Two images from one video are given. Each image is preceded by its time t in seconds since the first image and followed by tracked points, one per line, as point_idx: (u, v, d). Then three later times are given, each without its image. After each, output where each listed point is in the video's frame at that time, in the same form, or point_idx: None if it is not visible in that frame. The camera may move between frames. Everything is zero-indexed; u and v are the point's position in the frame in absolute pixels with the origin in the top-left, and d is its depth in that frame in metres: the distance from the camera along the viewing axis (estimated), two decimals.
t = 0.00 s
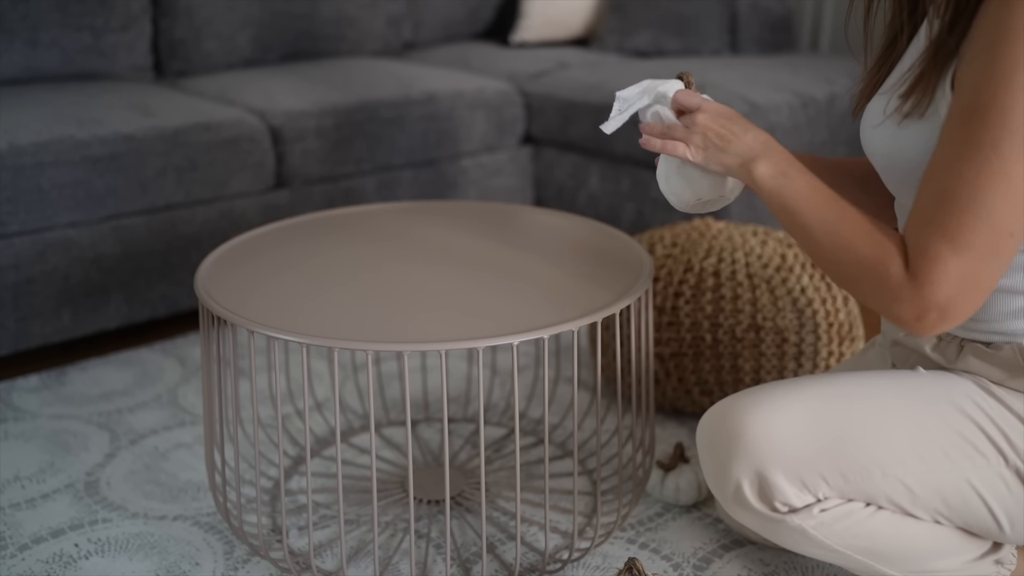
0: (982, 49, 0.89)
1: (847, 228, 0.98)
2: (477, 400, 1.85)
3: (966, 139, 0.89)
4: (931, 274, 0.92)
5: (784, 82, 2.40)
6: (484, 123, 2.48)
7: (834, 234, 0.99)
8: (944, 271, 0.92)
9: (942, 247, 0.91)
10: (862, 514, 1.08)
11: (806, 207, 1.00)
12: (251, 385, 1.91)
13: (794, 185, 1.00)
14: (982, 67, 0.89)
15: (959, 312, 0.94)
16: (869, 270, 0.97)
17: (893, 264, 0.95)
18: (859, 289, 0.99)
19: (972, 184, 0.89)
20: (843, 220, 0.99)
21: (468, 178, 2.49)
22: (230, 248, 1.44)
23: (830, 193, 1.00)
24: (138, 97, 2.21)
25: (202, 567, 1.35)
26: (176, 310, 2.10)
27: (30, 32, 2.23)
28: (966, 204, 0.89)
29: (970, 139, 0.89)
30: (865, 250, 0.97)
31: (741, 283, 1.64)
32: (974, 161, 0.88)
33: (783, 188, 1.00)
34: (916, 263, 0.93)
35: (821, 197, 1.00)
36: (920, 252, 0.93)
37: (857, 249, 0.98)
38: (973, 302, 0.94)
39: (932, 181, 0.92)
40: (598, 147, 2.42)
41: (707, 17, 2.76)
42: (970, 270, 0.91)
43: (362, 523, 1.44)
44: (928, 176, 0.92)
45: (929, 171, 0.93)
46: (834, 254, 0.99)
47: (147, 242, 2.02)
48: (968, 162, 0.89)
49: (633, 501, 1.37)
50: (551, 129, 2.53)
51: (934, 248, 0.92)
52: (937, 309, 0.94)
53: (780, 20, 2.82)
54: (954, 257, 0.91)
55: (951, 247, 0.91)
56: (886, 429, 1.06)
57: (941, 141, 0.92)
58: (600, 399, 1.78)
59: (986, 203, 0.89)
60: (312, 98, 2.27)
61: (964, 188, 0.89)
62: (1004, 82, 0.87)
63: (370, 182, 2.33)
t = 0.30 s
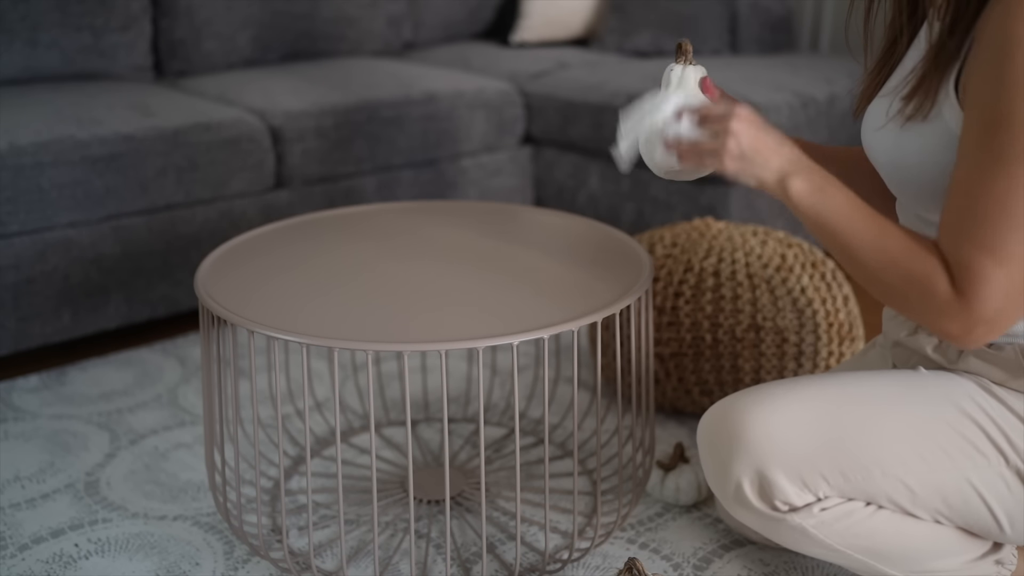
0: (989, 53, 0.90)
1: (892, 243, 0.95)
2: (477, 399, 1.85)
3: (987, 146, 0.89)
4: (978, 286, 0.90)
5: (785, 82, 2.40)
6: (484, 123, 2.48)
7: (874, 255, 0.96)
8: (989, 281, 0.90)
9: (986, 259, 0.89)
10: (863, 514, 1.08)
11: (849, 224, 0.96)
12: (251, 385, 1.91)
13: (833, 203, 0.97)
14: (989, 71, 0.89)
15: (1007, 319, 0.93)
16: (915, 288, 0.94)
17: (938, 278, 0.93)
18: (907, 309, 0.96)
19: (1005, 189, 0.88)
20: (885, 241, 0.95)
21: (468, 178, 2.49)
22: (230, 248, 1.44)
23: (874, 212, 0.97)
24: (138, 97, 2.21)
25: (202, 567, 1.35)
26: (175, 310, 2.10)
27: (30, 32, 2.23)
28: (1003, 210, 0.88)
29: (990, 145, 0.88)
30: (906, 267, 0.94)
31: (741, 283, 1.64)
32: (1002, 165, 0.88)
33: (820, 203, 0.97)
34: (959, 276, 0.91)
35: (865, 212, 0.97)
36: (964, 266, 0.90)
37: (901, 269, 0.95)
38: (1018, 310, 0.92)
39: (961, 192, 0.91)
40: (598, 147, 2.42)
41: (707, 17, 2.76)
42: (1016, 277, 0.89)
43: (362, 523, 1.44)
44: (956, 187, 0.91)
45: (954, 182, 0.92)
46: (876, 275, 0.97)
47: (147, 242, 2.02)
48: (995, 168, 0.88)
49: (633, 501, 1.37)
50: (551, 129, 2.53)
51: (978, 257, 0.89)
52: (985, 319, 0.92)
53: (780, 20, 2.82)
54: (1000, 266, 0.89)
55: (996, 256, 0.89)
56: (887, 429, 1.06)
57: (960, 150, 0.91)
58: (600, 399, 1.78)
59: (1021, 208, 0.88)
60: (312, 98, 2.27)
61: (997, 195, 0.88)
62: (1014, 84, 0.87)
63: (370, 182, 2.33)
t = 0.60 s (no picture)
0: (988, 50, 0.89)
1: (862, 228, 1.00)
2: (477, 399, 1.85)
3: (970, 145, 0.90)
4: (936, 277, 0.94)
5: (784, 82, 2.40)
6: (484, 123, 2.48)
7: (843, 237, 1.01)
8: (947, 273, 0.93)
9: (947, 252, 0.93)
10: (863, 513, 1.08)
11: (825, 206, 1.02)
12: (251, 385, 1.91)
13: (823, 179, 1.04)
14: (987, 70, 0.89)
15: (967, 313, 0.96)
16: (879, 271, 0.99)
17: (899, 264, 0.97)
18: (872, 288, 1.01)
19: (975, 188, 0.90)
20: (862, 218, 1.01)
21: (468, 178, 2.49)
22: (230, 248, 1.44)
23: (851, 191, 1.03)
24: (138, 97, 2.21)
25: (202, 567, 1.35)
26: (175, 310, 2.10)
27: (30, 32, 2.23)
28: (968, 208, 0.91)
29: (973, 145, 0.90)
30: (872, 249, 0.99)
31: (741, 283, 1.64)
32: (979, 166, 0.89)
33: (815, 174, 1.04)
34: (922, 265, 0.95)
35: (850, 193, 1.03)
36: (926, 255, 0.95)
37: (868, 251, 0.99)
38: (980, 304, 0.96)
39: (937, 185, 0.93)
40: (598, 147, 2.42)
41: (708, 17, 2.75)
42: (975, 273, 0.93)
43: (362, 523, 1.44)
44: (934, 179, 0.94)
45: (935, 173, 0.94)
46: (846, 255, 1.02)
47: (147, 242, 2.02)
48: (971, 167, 0.90)
49: (633, 501, 1.37)
50: (551, 129, 2.53)
51: (937, 251, 0.93)
52: (941, 309, 0.96)
53: (780, 20, 2.82)
54: (958, 260, 0.93)
55: (955, 251, 0.92)
56: (886, 429, 1.06)
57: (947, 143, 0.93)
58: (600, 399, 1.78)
59: (990, 208, 0.90)
60: (312, 98, 2.27)
61: (967, 193, 0.90)
62: (1010, 86, 0.87)
63: (370, 182, 2.33)
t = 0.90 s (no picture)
0: (990, 55, 0.90)
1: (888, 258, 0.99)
2: (477, 399, 1.85)
3: (979, 152, 0.90)
4: (965, 290, 0.93)
5: (784, 82, 2.40)
6: (484, 123, 2.48)
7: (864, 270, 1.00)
8: (976, 284, 0.93)
9: (975, 263, 0.92)
10: (864, 514, 1.08)
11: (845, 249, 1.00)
12: (251, 385, 1.91)
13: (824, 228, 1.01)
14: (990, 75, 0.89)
15: (997, 320, 0.96)
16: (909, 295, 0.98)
17: (926, 283, 0.96)
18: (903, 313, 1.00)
19: (989, 197, 0.90)
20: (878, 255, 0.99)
21: (468, 178, 2.49)
22: (230, 248, 1.44)
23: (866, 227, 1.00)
24: (138, 97, 2.21)
25: (202, 567, 1.35)
26: (176, 310, 2.10)
27: (30, 32, 2.23)
28: (987, 215, 0.90)
29: (984, 151, 0.90)
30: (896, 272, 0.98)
31: (741, 284, 1.64)
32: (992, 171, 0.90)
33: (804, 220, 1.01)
34: (947, 279, 0.94)
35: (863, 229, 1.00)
36: (953, 270, 0.94)
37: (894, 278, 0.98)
38: (1008, 310, 0.95)
39: (950, 195, 0.93)
40: (598, 147, 2.42)
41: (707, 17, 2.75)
42: (1003, 281, 0.92)
43: (362, 523, 1.44)
44: (947, 190, 0.94)
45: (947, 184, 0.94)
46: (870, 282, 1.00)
47: (147, 242, 2.02)
48: (984, 174, 0.90)
49: (633, 501, 1.37)
50: (551, 129, 2.53)
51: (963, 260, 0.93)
52: (974, 320, 0.95)
53: (781, 20, 2.81)
54: (986, 270, 0.92)
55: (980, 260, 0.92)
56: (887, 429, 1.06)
57: (956, 153, 0.93)
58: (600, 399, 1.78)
59: (1009, 214, 0.90)
60: (312, 98, 2.27)
61: (983, 201, 0.90)
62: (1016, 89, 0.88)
63: (370, 182, 2.33)
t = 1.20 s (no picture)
0: (990, 55, 0.89)
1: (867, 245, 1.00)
2: (477, 399, 1.85)
3: (971, 151, 0.90)
4: (945, 286, 0.94)
5: (784, 82, 2.40)
6: (484, 122, 2.48)
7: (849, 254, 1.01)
8: (957, 282, 0.94)
9: (956, 261, 0.93)
10: (862, 513, 1.08)
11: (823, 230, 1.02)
12: (251, 385, 1.91)
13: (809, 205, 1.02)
14: (988, 75, 0.89)
15: (974, 316, 0.97)
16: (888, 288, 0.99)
17: (908, 277, 0.97)
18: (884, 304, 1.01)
19: (975, 197, 0.90)
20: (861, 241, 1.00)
21: (468, 178, 2.49)
22: (230, 248, 1.44)
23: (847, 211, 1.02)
24: (138, 97, 2.21)
25: (202, 567, 1.35)
26: (175, 310, 2.10)
27: (30, 32, 2.23)
28: (972, 214, 0.91)
29: (976, 151, 0.90)
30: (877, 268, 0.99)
31: (741, 284, 1.64)
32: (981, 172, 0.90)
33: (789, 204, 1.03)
34: (928, 273, 0.95)
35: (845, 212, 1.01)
36: (934, 266, 0.95)
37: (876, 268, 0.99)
38: (986, 307, 0.96)
39: (939, 191, 0.94)
40: (598, 147, 2.42)
41: (707, 17, 2.75)
42: (983, 279, 0.93)
43: (362, 523, 1.44)
44: (937, 185, 0.94)
45: (937, 179, 0.94)
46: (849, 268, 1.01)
47: (147, 242, 2.02)
48: (972, 173, 0.90)
49: (633, 501, 1.37)
50: (551, 129, 2.53)
51: (943, 256, 0.94)
52: (950, 314, 0.97)
53: (781, 20, 2.81)
54: (967, 267, 0.93)
55: (959, 257, 0.93)
56: (885, 429, 1.06)
57: (949, 149, 0.93)
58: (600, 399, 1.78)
59: (994, 214, 0.90)
60: (312, 98, 2.27)
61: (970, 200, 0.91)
62: (1011, 91, 0.87)
63: (370, 182, 2.33)
